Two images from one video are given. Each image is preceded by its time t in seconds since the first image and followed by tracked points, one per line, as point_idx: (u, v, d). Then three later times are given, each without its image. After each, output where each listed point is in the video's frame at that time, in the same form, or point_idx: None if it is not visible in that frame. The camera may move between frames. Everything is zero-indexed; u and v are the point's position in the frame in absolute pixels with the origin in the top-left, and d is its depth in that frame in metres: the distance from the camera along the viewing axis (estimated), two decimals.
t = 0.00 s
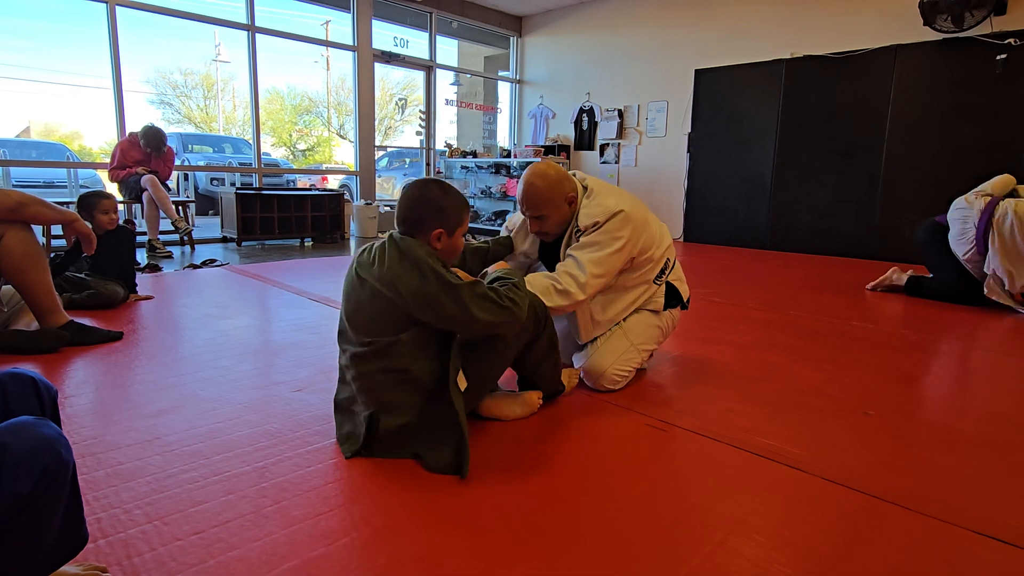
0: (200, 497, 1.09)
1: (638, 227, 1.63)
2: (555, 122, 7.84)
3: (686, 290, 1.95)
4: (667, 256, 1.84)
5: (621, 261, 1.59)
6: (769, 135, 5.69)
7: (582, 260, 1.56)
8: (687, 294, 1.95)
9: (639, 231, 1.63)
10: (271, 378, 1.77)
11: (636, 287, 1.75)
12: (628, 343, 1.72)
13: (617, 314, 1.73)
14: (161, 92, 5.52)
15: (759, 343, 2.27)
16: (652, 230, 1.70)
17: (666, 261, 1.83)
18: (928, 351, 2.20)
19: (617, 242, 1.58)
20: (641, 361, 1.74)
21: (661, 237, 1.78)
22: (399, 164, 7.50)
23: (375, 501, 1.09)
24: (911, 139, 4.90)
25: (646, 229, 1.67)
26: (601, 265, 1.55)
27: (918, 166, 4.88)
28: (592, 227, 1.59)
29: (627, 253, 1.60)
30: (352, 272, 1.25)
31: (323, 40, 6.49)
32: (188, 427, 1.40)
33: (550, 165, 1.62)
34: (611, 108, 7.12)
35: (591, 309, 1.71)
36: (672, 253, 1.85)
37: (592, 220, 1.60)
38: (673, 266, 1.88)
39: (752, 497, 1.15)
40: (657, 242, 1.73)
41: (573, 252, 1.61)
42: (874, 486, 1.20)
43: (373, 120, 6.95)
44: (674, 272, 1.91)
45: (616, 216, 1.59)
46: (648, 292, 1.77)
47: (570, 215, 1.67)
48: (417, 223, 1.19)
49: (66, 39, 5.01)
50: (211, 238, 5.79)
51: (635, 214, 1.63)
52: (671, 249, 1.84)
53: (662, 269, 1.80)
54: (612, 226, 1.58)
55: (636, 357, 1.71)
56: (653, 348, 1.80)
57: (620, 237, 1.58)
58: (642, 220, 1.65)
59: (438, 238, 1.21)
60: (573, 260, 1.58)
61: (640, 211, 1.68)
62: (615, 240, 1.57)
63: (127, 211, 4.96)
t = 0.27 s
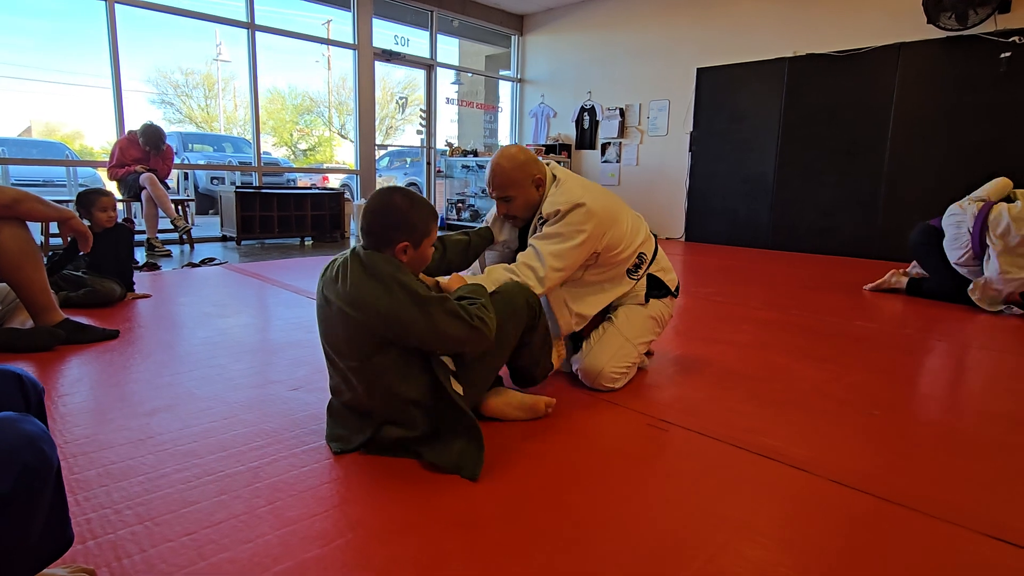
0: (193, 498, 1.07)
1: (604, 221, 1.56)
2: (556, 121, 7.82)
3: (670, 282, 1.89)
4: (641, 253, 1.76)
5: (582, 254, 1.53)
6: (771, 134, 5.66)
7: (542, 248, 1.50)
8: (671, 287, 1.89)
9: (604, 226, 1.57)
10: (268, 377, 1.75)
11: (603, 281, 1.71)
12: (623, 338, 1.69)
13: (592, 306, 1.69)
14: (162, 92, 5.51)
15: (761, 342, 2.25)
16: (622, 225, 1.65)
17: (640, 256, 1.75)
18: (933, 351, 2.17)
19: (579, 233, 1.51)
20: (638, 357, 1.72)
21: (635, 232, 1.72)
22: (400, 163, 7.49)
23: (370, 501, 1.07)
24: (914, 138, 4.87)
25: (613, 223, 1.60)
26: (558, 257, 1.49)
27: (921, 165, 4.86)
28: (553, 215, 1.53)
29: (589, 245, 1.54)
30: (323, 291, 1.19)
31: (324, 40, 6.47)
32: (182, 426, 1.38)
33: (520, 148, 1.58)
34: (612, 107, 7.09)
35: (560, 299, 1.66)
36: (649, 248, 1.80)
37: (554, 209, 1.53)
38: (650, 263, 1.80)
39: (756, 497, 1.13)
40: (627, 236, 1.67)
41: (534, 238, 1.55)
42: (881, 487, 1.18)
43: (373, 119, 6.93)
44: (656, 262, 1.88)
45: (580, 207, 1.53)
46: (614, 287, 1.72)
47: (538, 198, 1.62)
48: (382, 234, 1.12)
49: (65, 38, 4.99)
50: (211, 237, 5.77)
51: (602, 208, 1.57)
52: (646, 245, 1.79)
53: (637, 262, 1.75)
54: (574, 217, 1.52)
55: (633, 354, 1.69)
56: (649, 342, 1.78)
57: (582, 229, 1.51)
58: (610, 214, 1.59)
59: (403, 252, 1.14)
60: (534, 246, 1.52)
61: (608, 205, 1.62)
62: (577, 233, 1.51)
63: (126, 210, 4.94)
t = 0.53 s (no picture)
0: (182, 494, 1.05)
1: (575, 227, 1.55)
2: (556, 119, 7.79)
3: (661, 271, 1.84)
4: (625, 247, 1.72)
5: (554, 264, 1.53)
6: (773, 132, 5.64)
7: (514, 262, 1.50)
8: (662, 275, 1.84)
9: (575, 231, 1.55)
10: (264, 373, 1.73)
11: (587, 280, 1.71)
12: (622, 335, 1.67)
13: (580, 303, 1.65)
14: (162, 90, 5.49)
15: (762, 339, 2.23)
16: (596, 225, 1.61)
17: (625, 250, 1.72)
18: (936, 349, 2.15)
19: (549, 243, 1.50)
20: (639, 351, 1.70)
21: (615, 226, 1.69)
22: (400, 161, 7.47)
23: (364, 498, 1.05)
24: (917, 137, 4.84)
25: (586, 225, 1.58)
26: (529, 271, 1.49)
27: (923, 163, 4.83)
28: (521, 226, 1.52)
29: (561, 254, 1.53)
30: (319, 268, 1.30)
31: (324, 37, 6.44)
32: (175, 422, 1.36)
33: (485, 156, 1.51)
34: (613, 105, 7.07)
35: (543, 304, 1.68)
36: (634, 240, 1.76)
37: (523, 220, 1.51)
38: (636, 255, 1.76)
39: (758, 495, 1.11)
40: (603, 235, 1.64)
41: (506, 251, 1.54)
42: (885, 486, 1.15)
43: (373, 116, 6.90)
44: (645, 252, 1.83)
45: (550, 216, 1.51)
46: (602, 284, 1.73)
47: (509, 206, 1.57)
48: (364, 208, 1.27)
49: (63, 34, 4.96)
50: (210, 234, 5.75)
51: (573, 213, 1.54)
52: (630, 237, 1.75)
53: (623, 257, 1.72)
54: (544, 227, 1.50)
55: (633, 350, 1.67)
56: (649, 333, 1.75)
57: (552, 238, 1.50)
58: (582, 218, 1.56)
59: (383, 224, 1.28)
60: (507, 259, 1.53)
61: (581, 206, 1.58)
62: (547, 244, 1.50)
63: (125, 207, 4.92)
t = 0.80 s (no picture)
0: (169, 492, 1.03)
1: (550, 231, 1.54)
2: (556, 117, 7.77)
3: (654, 263, 1.80)
4: (613, 239, 1.70)
5: (534, 272, 1.56)
6: (773, 129, 5.62)
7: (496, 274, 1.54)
8: (655, 268, 1.80)
9: (550, 236, 1.55)
10: (259, 370, 1.71)
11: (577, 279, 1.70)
12: (618, 331, 1.64)
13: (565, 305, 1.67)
14: (161, 88, 5.46)
15: (761, 336, 2.21)
16: (574, 224, 1.59)
17: (613, 244, 1.70)
18: (936, 346, 2.13)
19: (523, 252, 1.52)
20: (636, 344, 1.68)
21: (599, 221, 1.66)
22: (399, 160, 7.45)
23: (354, 496, 1.03)
24: (917, 135, 4.82)
25: (563, 227, 1.57)
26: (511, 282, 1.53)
27: (924, 161, 4.81)
28: (497, 239, 1.53)
29: (537, 260, 1.54)
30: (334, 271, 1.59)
31: (323, 35, 6.42)
32: (165, 419, 1.34)
33: (454, 179, 1.52)
34: (612, 103, 7.04)
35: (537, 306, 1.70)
36: (621, 232, 1.74)
37: (497, 234, 1.52)
38: (625, 246, 1.74)
39: (756, 492, 1.09)
40: (585, 234, 1.62)
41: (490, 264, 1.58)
42: (886, 483, 1.13)
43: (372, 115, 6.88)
44: (634, 245, 1.80)
45: (521, 226, 1.51)
46: (591, 281, 1.70)
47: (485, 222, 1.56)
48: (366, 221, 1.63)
49: (60, 31, 4.93)
50: (207, 232, 5.72)
51: (547, 219, 1.54)
52: (616, 229, 1.72)
53: (612, 250, 1.70)
54: (516, 238, 1.51)
55: (630, 344, 1.65)
56: (645, 325, 1.73)
57: (525, 248, 1.52)
58: (558, 222, 1.55)
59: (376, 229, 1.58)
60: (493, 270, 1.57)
61: (557, 209, 1.57)
62: (522, 254, 1.52)
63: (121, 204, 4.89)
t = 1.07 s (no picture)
0: (167, 493, 1.02)
1: (526, 245, 1.58)
2: (556, 116, 7.76)
3: (641, 266, 1.80)
4: (596, 248, 1.72)
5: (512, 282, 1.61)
6: (773, 128, 5.61)
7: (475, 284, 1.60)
8: (643, 271, 1.79)
9: (527, 249, 1.58)
10: (258, 370, 1.71)
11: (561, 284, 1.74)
12: (612, 326, 1.64)
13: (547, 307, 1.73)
14: (162, 88, 5.47)
15: (761, 336, 2.21)
16: (552, 237, 1.62)
17: (595, 252, 1.72)
18: (936, 345, 2.12)
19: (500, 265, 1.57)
20: (633, 338, 1.67)
21: (580, 232, 1.68)
22: (399, 159, 7.45)
23: (352, 497, 1.02)
24: (918, 134, 4.81)
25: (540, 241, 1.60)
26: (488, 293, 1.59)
27: (925, 159, 4.80)
28: (476, 251, 1.58)
29: (514, 272, 1.59)
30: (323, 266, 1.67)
31: (323, 34, 6.42)
32: (163, 419, 1.34)
33: (437, 192, 1.55)
34: (612, 102, 7.04)
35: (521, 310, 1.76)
36: (606, 240, 1.76)
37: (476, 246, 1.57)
38: (610, 253, 1.75)
39: (755, 492, 1.09)
40: (564, 246, 1.65)
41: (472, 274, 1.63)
42: (886, 484, 1.13)
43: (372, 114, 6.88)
44: (621, 248, 1.80)
45: (498, 240, 1.55)
46: (573, 287, 1.74)
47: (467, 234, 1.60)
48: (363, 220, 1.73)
49: (60, 31, 4.93)
50: (207, 232, 5.72)
51: (524, 233, 1.57)
52: (600, 237, 1.74)
53: (595, 258, 1.72)
54: (493, 251, 1.56)
55: (626, 336, 1.64)
56: (640, 318, 1.73)
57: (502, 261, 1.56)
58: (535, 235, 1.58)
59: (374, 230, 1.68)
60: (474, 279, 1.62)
61: (536, 222, 1.59)
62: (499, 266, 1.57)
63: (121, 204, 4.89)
